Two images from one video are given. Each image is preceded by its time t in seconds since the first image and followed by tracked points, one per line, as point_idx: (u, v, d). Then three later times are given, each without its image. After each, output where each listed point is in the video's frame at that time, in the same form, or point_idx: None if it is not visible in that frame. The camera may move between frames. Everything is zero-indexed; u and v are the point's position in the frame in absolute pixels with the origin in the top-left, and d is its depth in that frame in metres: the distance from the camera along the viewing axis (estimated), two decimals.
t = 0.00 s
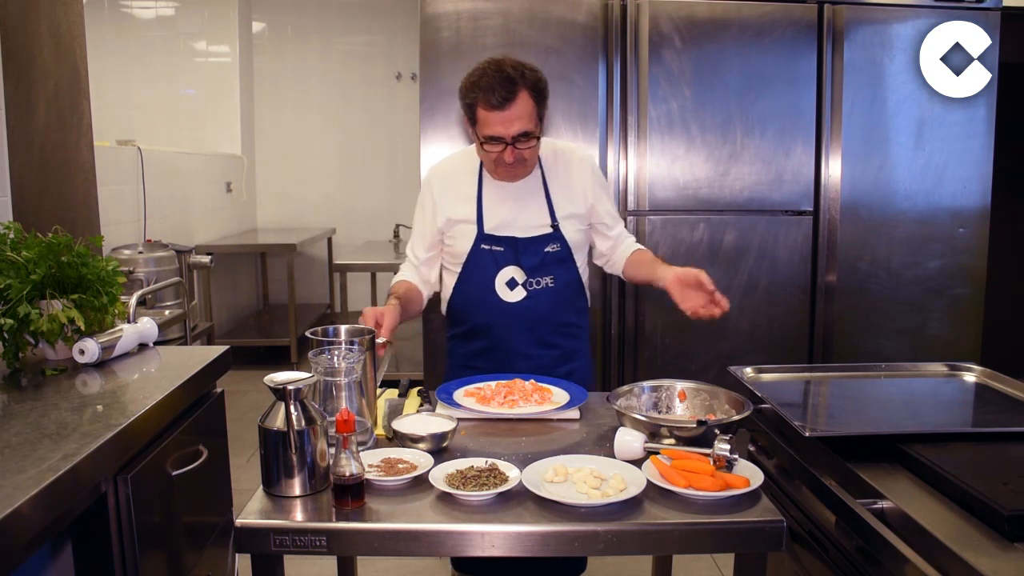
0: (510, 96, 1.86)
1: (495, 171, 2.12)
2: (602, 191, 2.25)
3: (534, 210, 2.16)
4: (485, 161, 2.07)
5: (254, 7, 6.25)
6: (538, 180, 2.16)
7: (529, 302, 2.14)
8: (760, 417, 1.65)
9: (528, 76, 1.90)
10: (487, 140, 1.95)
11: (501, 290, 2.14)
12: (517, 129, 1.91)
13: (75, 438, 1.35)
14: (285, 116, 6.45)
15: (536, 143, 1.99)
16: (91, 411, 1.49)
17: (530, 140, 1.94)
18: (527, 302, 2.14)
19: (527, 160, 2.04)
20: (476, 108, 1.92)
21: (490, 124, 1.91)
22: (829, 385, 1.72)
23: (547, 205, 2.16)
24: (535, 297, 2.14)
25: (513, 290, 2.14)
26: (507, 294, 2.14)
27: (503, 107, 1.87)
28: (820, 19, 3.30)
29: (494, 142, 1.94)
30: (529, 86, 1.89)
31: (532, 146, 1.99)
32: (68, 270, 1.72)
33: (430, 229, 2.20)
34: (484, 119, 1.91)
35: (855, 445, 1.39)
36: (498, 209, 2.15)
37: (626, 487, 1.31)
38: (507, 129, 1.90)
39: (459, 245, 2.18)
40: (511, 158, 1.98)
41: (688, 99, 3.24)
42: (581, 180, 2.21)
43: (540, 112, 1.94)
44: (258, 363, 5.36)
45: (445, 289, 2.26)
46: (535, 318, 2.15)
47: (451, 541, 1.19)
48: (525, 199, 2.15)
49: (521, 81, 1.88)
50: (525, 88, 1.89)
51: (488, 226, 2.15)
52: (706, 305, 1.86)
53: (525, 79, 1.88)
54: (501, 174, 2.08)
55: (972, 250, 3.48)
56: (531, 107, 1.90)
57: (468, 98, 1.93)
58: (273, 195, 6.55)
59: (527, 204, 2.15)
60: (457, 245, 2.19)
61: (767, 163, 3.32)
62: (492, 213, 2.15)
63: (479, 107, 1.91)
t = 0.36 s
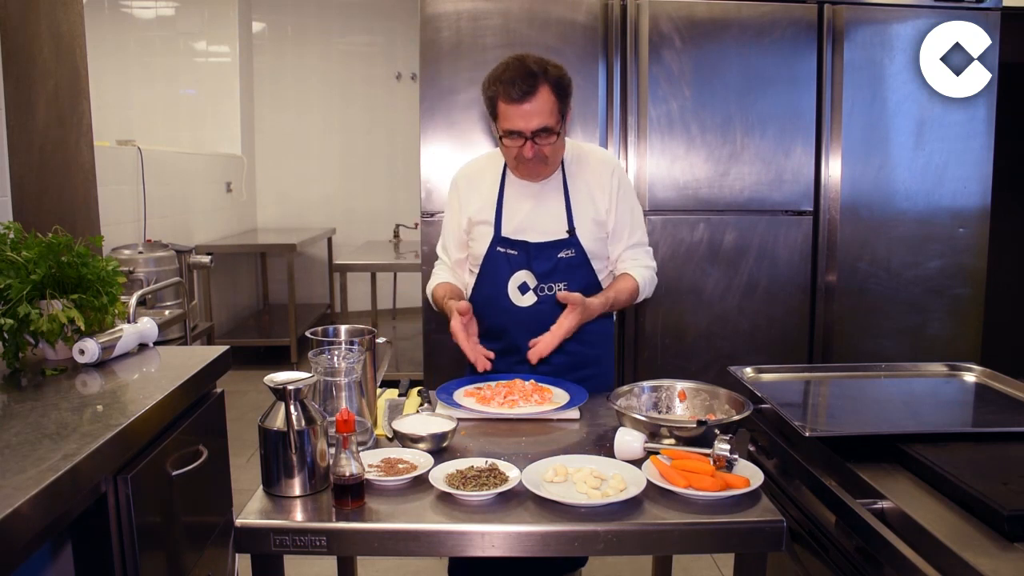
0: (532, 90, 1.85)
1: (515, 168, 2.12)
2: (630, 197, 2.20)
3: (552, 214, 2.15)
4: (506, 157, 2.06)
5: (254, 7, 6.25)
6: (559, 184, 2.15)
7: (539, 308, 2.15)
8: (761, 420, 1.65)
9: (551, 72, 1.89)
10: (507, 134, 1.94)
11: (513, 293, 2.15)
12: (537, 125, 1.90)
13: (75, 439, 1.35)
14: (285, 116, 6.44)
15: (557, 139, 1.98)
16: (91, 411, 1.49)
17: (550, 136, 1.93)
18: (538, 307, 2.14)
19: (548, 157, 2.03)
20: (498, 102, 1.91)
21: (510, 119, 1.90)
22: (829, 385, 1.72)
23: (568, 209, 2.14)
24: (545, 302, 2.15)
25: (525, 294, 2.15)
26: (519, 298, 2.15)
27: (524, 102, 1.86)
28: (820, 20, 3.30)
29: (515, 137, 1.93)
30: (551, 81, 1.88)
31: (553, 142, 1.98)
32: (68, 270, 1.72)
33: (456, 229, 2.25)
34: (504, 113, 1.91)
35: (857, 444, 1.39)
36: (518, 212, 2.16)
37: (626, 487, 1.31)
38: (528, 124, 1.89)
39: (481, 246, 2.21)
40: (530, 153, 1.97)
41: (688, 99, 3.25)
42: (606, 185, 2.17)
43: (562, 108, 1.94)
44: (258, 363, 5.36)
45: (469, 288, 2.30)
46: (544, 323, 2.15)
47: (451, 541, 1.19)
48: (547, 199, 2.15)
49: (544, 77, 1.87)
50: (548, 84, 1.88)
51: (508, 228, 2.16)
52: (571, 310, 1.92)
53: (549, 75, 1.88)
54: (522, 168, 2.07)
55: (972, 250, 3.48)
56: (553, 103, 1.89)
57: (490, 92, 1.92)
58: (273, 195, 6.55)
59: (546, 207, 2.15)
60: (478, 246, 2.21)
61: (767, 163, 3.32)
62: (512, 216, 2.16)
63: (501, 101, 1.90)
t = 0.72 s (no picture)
0: (532, 66, 1.94)
1: (520, 168, 2.10)
2: (634, 192, 2.20)
3: (553, 215, 2.15)
4: (511, 153, 2.06)
5: (254, 7, 6.25)
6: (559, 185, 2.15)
7: (547, 310, 2.13)
8: (761, 420, 1.65)
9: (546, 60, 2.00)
10: (512, 116, 1.97)
11: (519, 296, 2.14)
12: (541, 100, 1.95)
13: (75, 439, 1.35)
14: (285, 116, 6.44)
15: (559, 124, 2.02)
16: (91, 411, 1.49)
17: (554, 114, 1.97)
18: (544, 308, 2.13)
19: (552, 148, 2.04)
20: (500, 87, 1.98)
21: (514, 97, 1.95)
22: (829, 385, 1.72)
23: (569, 208, 2.14)
24: (552, 304, 2.13)
25: (531, 297, 2.14)
26: (526, 300, 2.14)
27: (526, 78, 1.94)
28: (820, 20, 3.30)
29: (520, 116, 1.96)
30: (548, 66, 1.99)
31: (556, 127, 2.01)
32: (68, 270, 1.72)
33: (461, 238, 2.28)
34: (508, 94, 1.96)
35: (856, 446, 1.39)
36: (519, 216, 2.16)
37: (626, 487, 1.31)
38: (532, 100, 1.94)
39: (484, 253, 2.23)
40: (536, 134, 1.98)
41: (687, 99, 3.25)
42: (607, 181, 2.18)
43: (561, 94, 2.01)
44: (258, 363, 5.36)
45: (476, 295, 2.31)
46: (552, 325, 2.13)
47: (451, 541, 1.19)
48: (547, 197, 2.16)
49: (541, 61, 1.99)
50: (546, 66, 1.98)
51: (510, 232, 2.17)
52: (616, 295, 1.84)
53: (545, 61, 1.99)
54: (526, 163, 2.06)
55: (972, 250, 3.47)
56: (552, 83, 1.97)
57: (491, 80, 2.00)
58: (273, 195, 6.55)
59: (547, 209, 2.16)
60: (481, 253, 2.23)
61: (767, 163, 3.32)
62: (514, 220, 2.17)
63: (503, 83, 1.97)
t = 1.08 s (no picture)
0: (518, 76, 1.94)
1: (517, 176, 2.11)
2: (633, 194, 2.20)
3: (554, 220, 2.15)
4: (505, 162, 2.07)
5: (254, 7, 6.25)
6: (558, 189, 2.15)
7: (551, 316, 2.13)
8: (761, 420, 1.65)
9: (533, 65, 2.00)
10: (502, 128, 1.98)
11: (524, 304, 2.13)
12: (530, 109, 1.95)
13: (75, 439, 1.35)
14: (285, 116, 6.44)
15: (551, 129, 2.02)
16: (91, 411, 1.49)
17: (544, 121, 1.97)
18: (550, 315, 2.12)
19: (547, 153, 2.05)
20: (487, 98, 1.98)
21: (503, 109, 1.95)
22: (829, 385, 1.72)
23: (569, 213, 2.14)
24: (557, 310, 2.12)
25: (536, 303, 2.13)
26: (530, 307, 2.13)
27: (513, 88, 1.94)
28: (820, 20, 3.30)
29: (510, 127, 1.96)
30: (534, 71, 1.98)
31: (548, 133, 2.01)
32: (68, 270, 1.72)
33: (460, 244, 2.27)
34: (496, 106, 1.96)
35: (856, 445, 1.39)
36: (520, 222, 2.16)
37: (626, 487, 1.31)
38: (521, 110, 1.94)
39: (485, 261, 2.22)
40: (528, 144, 1.99)
41: (687, 99, 3.25)
42: (606, 183, 2.18)
43: (550, 99, 2.01)
44: (258, 363, 5.36)
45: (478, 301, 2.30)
46: (556, 330, 2.13)
47: (451, 541, 1.19)
48: (547, 200, 2.15)
49: (527, 68, 1.98)
50: (532, 73, 1.97)
51: (510, 238, 2.16)
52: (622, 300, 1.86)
53: (531, 67, 1.98)
54: (522, 172, 2.07)
55: (972, 250, 3.48)
56: (540, 90, 1.97)
57: (478, 92, 2.00)
58: (273, 196, 6.55)
59: (547, 214, 2.15)
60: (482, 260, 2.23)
61: (767, 163, 3.32)
62: (514, 226, 2.16)
63: (490, 95, 1.97)
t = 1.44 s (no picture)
0: (514, 80, 1.94)
1: (516, 179, 2.12)
2: (631, 193, 2.21)
3: (555, 220, 2.15)
4: (504, 166, 2.08)
5: (254, 7, 6.25)
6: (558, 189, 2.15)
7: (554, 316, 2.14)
8: (761, 420, 1.66)
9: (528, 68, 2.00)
10: (501, 132, 1.98)
11: (529, 304, 2.13)
12: (527, 113, 1.95)
13: (75, 439, 1.35)
14: (285, 116, 6.44)
15: (549, 131, 2.02)
16: (91, 411, 1.49)
17: (542, 124, 1.98)
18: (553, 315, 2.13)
19: (545, 155, 2.05)
20: (485, 103, 1.98)
21: (501, 114, 1.96)
22: (829, 385, 1.73)
23: (569, 212, 2.14)
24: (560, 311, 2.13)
25: (541, 304, 2.14)
26: (534, 307, 2.14)
27: (510, 93, 1.94)
28: (820, 19, 3.30)
29: (508, 132, 1.97)
30: (530, 75, 1.98)
31: (546, 135, 2.01)
32: (68, 270, 1.72)
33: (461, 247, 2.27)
34: (494, 111, 1.97)
35: (857, 446, 1.38)
36: (521, 223, 2.16)
37: (626, 487, 1.31)
38: (519, 114, 1.94)
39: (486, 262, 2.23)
40: (527, 147, 1.99)
41: (687, 99, 3.25)
42: (603, 183, 2.18)
43: (546, 101, 2.01)
44: (258, 363, 5.36)
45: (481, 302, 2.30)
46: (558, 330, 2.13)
47: (451, 541, 1.19)
48: (547, 200, 2.15)
49: (522, 71, 1.98)
50: (528, 77, 1.98)
51: (512, 239, 2.16)
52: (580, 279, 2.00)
53: (527, 70, 1.98)
54: (521, 175, 2.07)
55: (972, 250, 3.47)
56: (537, 93, 1.97)
57: (475, 97, 2.01)
58: (273, 196, 6.55)
59: (548, 214, 2.15)
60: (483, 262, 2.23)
61: (767, 163, 3.32)
62: (516, 227, 2.16)
63: (488, 100, 1.97)
